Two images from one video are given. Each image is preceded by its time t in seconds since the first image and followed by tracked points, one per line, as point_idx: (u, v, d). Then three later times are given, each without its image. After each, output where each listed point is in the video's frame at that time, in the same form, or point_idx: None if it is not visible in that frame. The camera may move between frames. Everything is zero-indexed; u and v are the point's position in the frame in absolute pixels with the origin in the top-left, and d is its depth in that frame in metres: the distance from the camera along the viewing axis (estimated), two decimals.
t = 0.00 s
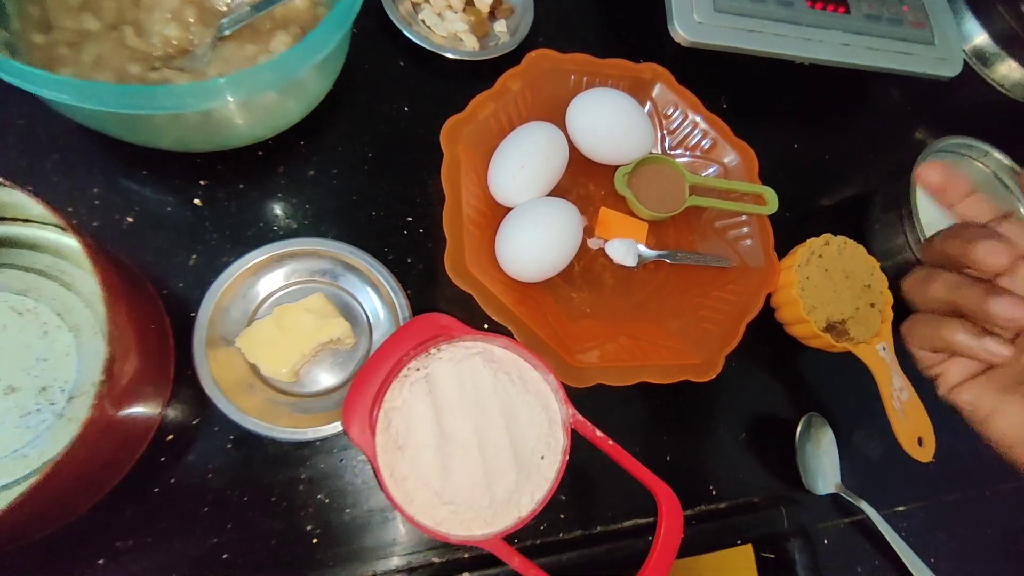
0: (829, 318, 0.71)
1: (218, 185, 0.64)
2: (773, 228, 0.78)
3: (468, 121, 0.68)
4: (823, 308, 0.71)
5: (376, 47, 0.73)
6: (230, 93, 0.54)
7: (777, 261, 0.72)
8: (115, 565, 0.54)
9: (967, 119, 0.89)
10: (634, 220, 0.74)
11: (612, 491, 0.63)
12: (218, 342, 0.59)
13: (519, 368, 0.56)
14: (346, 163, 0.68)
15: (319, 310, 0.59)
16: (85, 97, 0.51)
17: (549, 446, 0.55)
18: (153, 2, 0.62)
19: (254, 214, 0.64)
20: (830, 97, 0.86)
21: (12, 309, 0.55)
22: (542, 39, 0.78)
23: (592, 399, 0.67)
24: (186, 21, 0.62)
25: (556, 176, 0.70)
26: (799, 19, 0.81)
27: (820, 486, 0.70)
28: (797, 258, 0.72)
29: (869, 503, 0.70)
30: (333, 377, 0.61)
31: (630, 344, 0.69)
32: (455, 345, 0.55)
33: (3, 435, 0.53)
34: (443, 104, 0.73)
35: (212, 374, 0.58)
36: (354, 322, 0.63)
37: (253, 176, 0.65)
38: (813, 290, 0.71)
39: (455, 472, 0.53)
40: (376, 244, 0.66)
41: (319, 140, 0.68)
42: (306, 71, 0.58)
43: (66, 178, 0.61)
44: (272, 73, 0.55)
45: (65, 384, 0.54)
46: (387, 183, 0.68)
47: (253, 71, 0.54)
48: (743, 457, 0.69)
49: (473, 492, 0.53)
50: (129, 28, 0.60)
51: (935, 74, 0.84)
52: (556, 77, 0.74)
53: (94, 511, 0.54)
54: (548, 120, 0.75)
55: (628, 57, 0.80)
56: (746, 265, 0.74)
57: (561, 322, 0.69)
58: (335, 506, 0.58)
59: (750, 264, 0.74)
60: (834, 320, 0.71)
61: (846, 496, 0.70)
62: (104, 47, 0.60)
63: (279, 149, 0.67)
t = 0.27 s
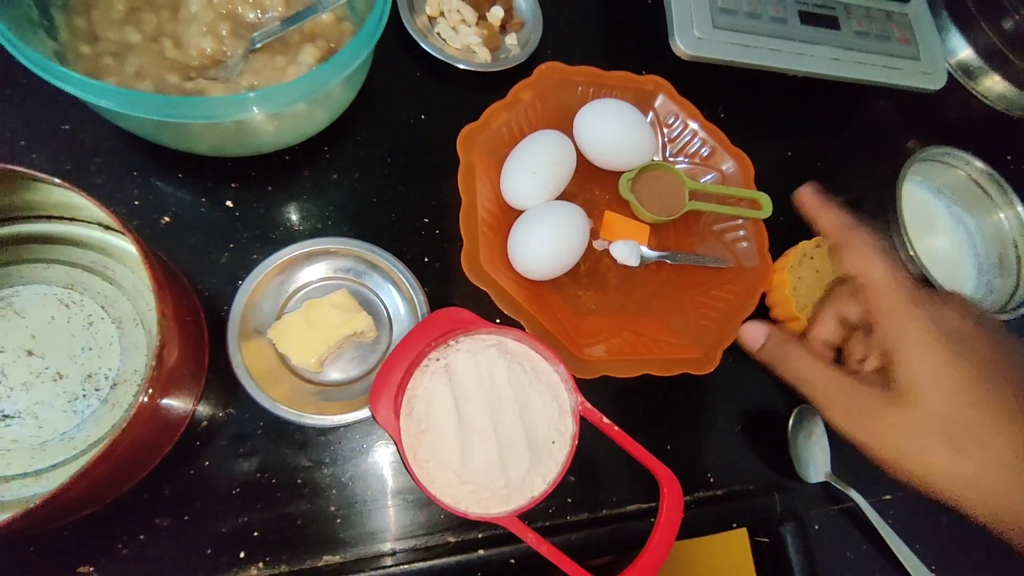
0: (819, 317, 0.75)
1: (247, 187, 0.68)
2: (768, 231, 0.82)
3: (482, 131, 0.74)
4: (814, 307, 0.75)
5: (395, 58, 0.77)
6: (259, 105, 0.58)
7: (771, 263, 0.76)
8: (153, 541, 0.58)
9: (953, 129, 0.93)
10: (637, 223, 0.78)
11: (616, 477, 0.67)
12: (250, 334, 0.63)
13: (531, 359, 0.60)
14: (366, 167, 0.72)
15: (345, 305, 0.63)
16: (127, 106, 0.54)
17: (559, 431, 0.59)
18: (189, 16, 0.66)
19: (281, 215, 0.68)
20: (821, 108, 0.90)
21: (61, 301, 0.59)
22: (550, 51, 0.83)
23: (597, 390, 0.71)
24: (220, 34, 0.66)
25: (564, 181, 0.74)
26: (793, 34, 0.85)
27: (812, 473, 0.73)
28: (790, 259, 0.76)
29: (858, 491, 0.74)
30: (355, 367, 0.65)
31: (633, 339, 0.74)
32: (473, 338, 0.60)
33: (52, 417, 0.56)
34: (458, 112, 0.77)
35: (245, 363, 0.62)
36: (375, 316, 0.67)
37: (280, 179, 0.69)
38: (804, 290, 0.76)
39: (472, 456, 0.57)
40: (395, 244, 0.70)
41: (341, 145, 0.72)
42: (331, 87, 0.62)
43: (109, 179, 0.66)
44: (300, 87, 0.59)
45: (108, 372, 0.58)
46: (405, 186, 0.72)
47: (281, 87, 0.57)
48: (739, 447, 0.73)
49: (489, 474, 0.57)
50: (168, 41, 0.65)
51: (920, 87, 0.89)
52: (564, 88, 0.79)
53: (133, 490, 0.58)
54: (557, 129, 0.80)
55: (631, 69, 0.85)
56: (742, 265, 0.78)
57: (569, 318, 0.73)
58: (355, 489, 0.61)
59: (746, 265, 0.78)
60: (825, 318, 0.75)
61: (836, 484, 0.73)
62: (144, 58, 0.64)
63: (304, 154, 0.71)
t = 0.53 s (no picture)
0: (812, 319, 0.76)
1: (254, 190, 0.70)
2: (760, 235, 0.85)
3: (484, 136, 0.76)
4: (806, 309, 0.76)
5: (398, 65, 0.79)
6: (266, 113, 0.59)
7: (764, 266, 0.78)
8: (163, 536, 0.59)
9: (940, 137, 0.96)
10: (634, 226, 0.81)
11: (613, 475, 0.68)
12: (257, 333, 0.65)
13: (532, 358, 0.62)
14: (370, 171, 0.74)
15: (351, 306, 0.64)
16: (139, 111, 0.55)
17: (559, 428, 0.61)
18: (199, 24, 0.68)
19: (287, 217, 0.70)
20: (812, 116, 0.93)
21: (73, 300, 0.60)
22: (549, 59, 0.85)
23: (594, 389, 0.73)
24: (230, 41, 0.69)
25: (564, 186, 0.76)
26: (784, 44, 0.88)
27: (804, 471, 0.75)
28: (783, 262, 0.78)
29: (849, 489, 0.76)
30: (357, 366, 0.66)
31: (629, 339, 0.76)
32: (475, 337, 0.61)
33: (64, 414, 0.57)
34: (460, 117, 0.79)
35: (252, 361, 0.63)
36: (380, 316, 0.68)
37: (286, 182, 0.71)
38: (797, 293, 0.77)
39: (474, 452, 0.59)
40: (398, 245, 0.71)
41: (346, 149, 0.74)
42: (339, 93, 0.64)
43: (119, 182, 0.67)
44: (308, 96, 0.60)
45: (119, 369, 0.59)
46: (408, 190, 0.74)
47: (292, 94, 0.59)
48: (732, 446, 0.75)
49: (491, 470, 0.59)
50: (178, 47, 0.67)
51: (907, 96, 0.92)
52: (564, 95, 0.82)
53: (143, 486, 0.59)
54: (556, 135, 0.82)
55: (628, 77, 0.87)
56: (736, 268, 0.81)
57: (568, 319, 0.75)
58: (360, 484, 0.62)
59: (739, 268, 0.81)
60: (817, 321, 0.76)
61: (827, 482, 0.75)
62: (156, 63, 0.66)
63: (310, 158, 0.73)
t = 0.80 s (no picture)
0: (805, 323, 0.78)
1: (253, 193, 0.70)
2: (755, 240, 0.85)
3: (482, 140, 0.77)
4: (800, 313, 0.78)
5: (396, 70, 0.79)
6: (265, 118, 0.59)
7: (758, 270, 0.79)
8: (158, 539, 0.58)
9: (932, 144, 0.97)
10: (630, 231, 0.81)
11: (608, 478, 0.68)
12: (254, 335, 0.65)
13: (528, 362, 0.62)
14: (368, 175, 0.74)
15: (349, 308, 0.64)
16: (139, 114, 0.56)
17: (555, 431, 0.61)
18: (198, 28, 0.69)
19: (284, 220, 0.70)
20: (806, 122, 0.94)
21: (69, 302, 0.60)
22: (546, 64, 0.86)
23: (590, 393, 0.73)
24: (229, 46, 0.69)
25: (561, 190, 0.77)
26: (778, 52, 0.89)
27: (796, 475, 0.76)
28: (777, 267, 0.79)
29: (841, 492, 0.76)
30: (354, 368, 0.66)
31: (625, 343, 0.76)
32: (473, 340, 0.62)
33: (59, 416, 0.57)
34: (457, 122, 0.79)
35: (249, 364, 0.63)
36: (377, 320, 0.68)
37: (284, 185, 0.71)
38: (791, 297, 0.78)
39: (471, 455, 0.59)
40: (395, 249, 0.72)
41: (344, 153, 0.74)
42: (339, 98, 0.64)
43: (116, 185, 0.67)
44: (308, 101, 0.61)
45: (115, 372, 0.58)
46: (405, 194, 0.74)
47: (292, 99, 0.59)
48: (727, 449, 0.75)
49: (488, 473, 0.59)
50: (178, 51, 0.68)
51: (899, 104, 0.93)
52: (561, 101, 0.83)
53: (138, 489, 0.59)
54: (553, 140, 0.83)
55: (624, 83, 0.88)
56: (730, 273, 0.81)
57: (564, 322, 0.76)
58: (356, 487, 0.62)
59: (734, 272, 0.81)
60: (809, 325, 0.78)
61: (820, 486, 0.75)
62: (155, 67, 0.67)
63: (307, 162, 0.73)
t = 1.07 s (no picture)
0: (798, 325, 0.78)
1: (248, 194, 0.70)
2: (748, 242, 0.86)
3: (477, 143, 0.77)
4: (792, 315, 0.78)
5: (392, 72, 0.80)
6: (260, 119, 0.60)
7: (752, 272, 0.80)
8: (152, 539, 0.58)
9: (923, 148, 0.98)
10: (625, 233, 0.82)
11: (602, 478, 0.69)
12: (249, 336, 0.65)
13: (523, 363, 0.62)
14: (363, 176, 0.74)
15: (344, 309, 0.64)
16: (135, 115, 0.56)
17: (550, 432, 0.61)
18: (194, 28, 0.69)
19: (280, 221, 0.70)
20: (799, 126, 0.95)
21: (64, 302, 0.60)
22: (541, 67, 0.86)
23: (584, 394, 0.74)
24: (225, 47, 0.69)
25: (556, 192, 0.77)
26: (772, 56, 0.89)
27: (790, 476, 0.76)
28: (770, 269, 0.80)
29: (833, 493, 0.77)
30: (349, 369, 0.66)
31: (620, 345, 0.77)
32: (467, 341, 0.62)
33: (53, 417, 0.56)
34: (452, 123, 0.80)
35: (244, 364, 0.63)
36: (372, 320, 0.69)
37: (280, 186, 0.72)
38: (784, 299, 0.78)
39: (465, 456, 0.59)
40: (390, 250, 0.72)
41: (339, 155, 0.75)
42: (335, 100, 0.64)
43: (111, 185, 0.67)
44: (304, 103, 0.61)
45: (110, 372, 0.58)
46: (401, 195, 0.74)
47: (289, 99, 0.60)
48: (720, 450, 0.75)
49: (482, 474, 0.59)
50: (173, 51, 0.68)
51: (891, 108, 0.93)
52: (556, 103, 0.83)
53: (132, 490, 0.59)
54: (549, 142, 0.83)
55: (619, 86, 0.89)
56: (724, 275, 0.82)
57: (560, 324, 0.76)
58: (351, 488, 0.62)
59: (727, 274, 0.82)
60: (802, 327, 0.78)
61: (812, 486, 0.76)
62: (150, 67, 0.67)
63: (303, 163, 0.73)
